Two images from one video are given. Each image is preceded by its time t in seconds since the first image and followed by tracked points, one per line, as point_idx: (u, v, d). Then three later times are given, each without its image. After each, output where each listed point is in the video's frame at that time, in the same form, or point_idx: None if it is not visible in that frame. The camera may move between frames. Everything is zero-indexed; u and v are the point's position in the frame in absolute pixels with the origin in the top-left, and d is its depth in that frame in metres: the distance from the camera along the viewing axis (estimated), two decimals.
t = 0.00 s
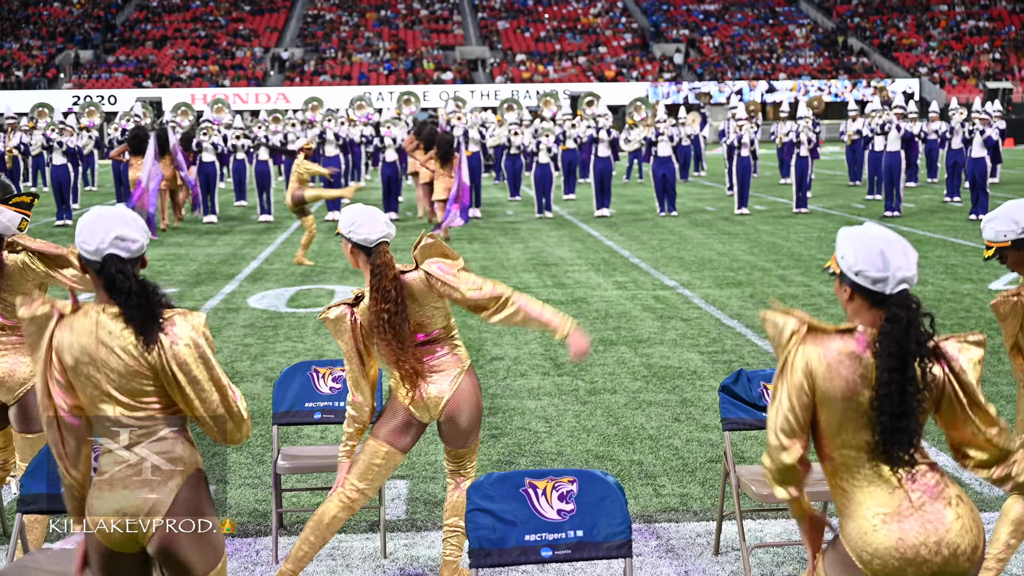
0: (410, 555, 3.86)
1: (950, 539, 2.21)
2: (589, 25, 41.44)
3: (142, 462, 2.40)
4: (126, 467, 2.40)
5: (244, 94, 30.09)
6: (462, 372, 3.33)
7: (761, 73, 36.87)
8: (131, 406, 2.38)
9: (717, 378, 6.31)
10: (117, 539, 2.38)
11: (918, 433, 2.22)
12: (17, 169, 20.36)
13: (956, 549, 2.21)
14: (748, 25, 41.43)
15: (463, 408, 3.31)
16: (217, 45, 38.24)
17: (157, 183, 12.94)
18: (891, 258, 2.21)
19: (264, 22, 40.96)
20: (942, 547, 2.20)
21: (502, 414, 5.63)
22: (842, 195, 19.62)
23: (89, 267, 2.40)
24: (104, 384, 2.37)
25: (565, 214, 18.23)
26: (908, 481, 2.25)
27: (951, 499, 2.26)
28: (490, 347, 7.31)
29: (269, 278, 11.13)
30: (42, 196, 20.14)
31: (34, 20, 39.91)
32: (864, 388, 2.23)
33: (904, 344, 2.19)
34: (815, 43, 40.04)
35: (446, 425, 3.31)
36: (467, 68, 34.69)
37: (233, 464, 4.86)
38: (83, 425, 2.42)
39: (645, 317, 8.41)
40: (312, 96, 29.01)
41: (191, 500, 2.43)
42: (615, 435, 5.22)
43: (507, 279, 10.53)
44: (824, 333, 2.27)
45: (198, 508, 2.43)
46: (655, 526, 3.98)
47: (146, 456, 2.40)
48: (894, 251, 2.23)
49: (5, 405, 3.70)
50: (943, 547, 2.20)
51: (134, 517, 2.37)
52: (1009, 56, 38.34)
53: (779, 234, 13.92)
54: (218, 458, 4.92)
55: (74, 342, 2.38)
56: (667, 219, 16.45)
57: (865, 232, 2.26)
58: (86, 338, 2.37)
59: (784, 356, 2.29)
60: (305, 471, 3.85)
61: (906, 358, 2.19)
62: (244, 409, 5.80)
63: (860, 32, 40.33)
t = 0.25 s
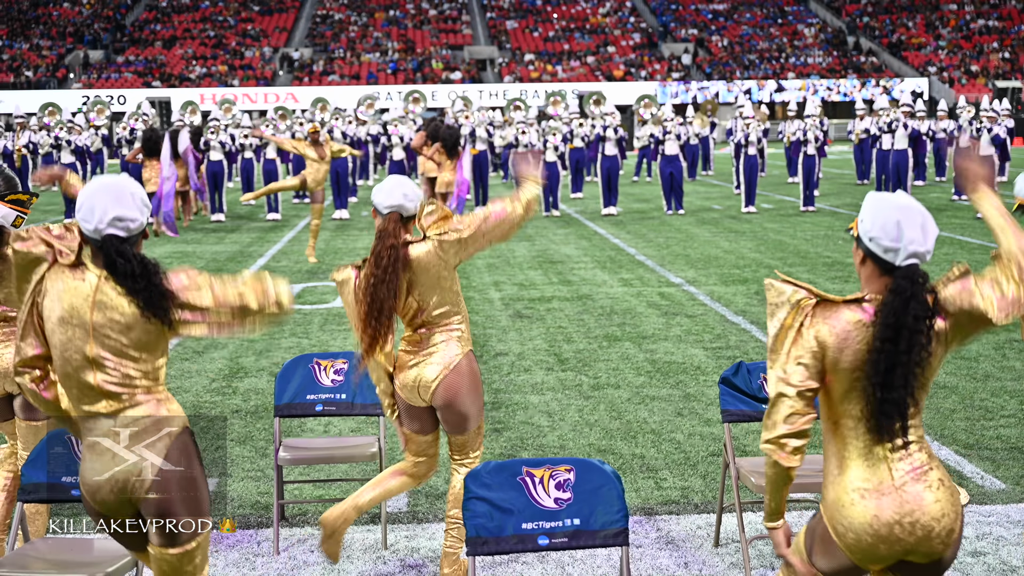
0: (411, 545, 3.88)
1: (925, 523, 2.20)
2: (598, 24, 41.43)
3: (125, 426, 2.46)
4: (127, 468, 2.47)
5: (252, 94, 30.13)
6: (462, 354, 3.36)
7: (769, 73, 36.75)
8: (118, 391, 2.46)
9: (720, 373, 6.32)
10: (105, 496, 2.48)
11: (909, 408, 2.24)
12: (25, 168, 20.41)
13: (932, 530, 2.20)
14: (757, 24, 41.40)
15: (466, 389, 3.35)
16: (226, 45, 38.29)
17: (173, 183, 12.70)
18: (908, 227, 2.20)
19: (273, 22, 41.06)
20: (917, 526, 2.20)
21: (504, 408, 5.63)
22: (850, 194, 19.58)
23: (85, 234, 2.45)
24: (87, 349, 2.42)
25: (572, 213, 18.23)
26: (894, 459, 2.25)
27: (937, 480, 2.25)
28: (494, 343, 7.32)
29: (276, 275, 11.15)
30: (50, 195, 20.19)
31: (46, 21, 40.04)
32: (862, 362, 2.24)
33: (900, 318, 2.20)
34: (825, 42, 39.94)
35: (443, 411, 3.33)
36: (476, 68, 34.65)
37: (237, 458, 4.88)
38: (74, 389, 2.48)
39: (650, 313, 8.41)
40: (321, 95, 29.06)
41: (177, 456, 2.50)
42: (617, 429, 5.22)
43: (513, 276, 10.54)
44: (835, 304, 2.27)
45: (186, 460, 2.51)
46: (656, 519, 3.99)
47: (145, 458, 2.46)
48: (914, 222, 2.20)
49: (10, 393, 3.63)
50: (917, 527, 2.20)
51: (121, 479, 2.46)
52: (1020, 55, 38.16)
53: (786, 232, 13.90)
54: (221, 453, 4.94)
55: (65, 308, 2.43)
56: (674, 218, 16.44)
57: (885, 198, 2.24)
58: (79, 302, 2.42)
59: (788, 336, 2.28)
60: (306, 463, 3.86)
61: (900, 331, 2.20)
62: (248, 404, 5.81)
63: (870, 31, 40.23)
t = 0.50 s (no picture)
0: (408, 537, 3.86)
1: (929, 492, 2.18)
2: (602, 23, 41.50)
3: (112, 393, 2.46)
4: (128, 464, 2.45)
5: (257, 93, 30.20)
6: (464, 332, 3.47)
7: (774, 72, 36.74)
8: (106, 359, 2.45)
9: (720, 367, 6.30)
10: (86, 465, 2.45)
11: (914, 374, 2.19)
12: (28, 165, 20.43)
13: (932, 501, 2.18)
14: (762, 23, 41.43)
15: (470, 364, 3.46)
16: (231, 44, 38.39)
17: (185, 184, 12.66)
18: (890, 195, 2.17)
19: (278, 21, 41.18)
20: (918, 495, 2.17)
21: (504, 402, 5.63)
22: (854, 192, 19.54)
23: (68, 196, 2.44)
24: (77, 314, 2.42)
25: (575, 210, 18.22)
26: (896, 427, 2.21)
27: (941, 449, 2.23)
28: (495, 337, 7.32)
29: (278, 271, 11.16)
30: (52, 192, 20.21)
31: (52, 20, 40.20)
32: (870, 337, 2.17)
33: (895, 289, 2.14)
34: (830, 41, 39.94)
35: (451, 387, 3.45)
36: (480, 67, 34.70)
37: (235, 451, 4.87)
38: (65, 354, 2.48)
39: (651, 309, 8.40)
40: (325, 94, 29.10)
41: (162, 441, 2.49)
42: (616, 422, 5.21)
43: (515, 273, 10.53)
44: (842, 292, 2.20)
45: (176, 453, 2.51)
46: (653, 511, 3.97)
47: (145, 457, 2.45)
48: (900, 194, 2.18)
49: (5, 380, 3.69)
50: (920, 494, 2.17)
51: (105, 448, 2.44)
52: None
53: (789, 230, 13.88)
54: (220, 447, 4.93)
55: (47, 280, 2.43)
56: (677, 215, 16.43)
57: (871, 166, 2.22)
58: (63, 271, 2.41)
59: (814, 340, 2.13)
60: (303, 454, 3.86)
61: (896, 302, 2.13)
62: (247, 398, 5.81)
63: (875, 30, 40.23)
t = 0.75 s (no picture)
0: (404, 530, 3.85)
1: (922, 476, 2.16)
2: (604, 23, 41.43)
3: (103, 379, 2.44)
4: (130, 466, 2.44)
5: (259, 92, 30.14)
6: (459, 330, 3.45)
7: (777, 72, 36.61)
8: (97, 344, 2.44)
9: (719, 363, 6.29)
10: (84, 460, 2.47)
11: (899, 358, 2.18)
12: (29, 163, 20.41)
13: (923, 483, 2.16)
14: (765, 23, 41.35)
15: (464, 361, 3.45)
16: (232, 43, 38.31)
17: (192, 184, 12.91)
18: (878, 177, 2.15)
19: (280, 20, 41.13)
20: (909, 477, 2.16)
21: (502, 397, 5.61)
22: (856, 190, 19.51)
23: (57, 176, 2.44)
24: (66, 298, 2.41)
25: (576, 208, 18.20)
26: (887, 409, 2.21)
27: (935, 435, 2.21)
28: (494, 333, 7.30)
29: (277, 268, 11.14)
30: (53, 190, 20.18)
31: (53, 18, 40.14)
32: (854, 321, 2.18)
33: (876, 269, 2.14)
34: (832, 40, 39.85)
35: (448, 381, 3.43)
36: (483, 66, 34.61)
37: (232, 445, 4.85)
38: (59, 340, 2.47)
39: (651, 305, 8.38)
40: (327, 92, 29.04)
41: (161, 441, 2.48)
42: (614, 417, 5.19)
43: (515, 269, 10.51)
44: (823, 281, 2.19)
45: (174, 454, 2.51)
46: (650, 505, 3.95)
47: (145, 458, 2.45)
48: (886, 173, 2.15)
49: None
50: (910, 476, 2.16)
51: (93, 432, 2.43)
52: None
53: (790, 227, 13.86)
54: (217, 442, 4.92)
55: (39, 260, 2.42)
56: (678, 213, 16.39)
57: (861, 146, 2.20)
58: (50, 254, 2.40)
59: (786, 319, 2.19)
60: (299, 444, 3.88)
61: (875, 279, 2.14)
62: (244, 393, 5.80)
63: (877, 30, 40.14)
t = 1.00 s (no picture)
0: (411, 522, 3.80)
1: (933, 466, 2.09)
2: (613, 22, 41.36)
3: (104, 374, 2.41)
4: (129, 464, 2.40)
5: (266, 91, 30.11)
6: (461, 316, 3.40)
7: (785, 70, 36.50)
8: (95, 337, 2.40)
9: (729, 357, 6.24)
10: (85, 457, 2.44)
11: (901, 338, 2.11)
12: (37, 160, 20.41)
13: (929, 473, 2.09)
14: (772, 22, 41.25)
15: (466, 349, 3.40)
16: (240, 43, 38.29)
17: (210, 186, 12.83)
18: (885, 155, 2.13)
19: (287, 20, 41.11)
20: (913, 467, 2.09)
21: (510, 391, 5.57)
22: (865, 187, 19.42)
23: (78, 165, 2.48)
24: (66, 289, 2.38)
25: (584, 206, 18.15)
26: (902, 393, 2.14)
27: (953, 424, 2.12)
28: (501, 328, 7.26)
29: (284, 264, 11.11)
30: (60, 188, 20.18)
31: (61, 18, 40.16)
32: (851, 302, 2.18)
33: (873, 249, 2.10)
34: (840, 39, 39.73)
35: (450, 368, 3.39)
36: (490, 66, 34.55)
37: (238, 438, 4.82)
38: (67, 332, 2.46)
39: (660, 300, 8.34)
40: (334, 91, 29.01)
41: (163, 442, 2.43)
42: (624, 411, 5.15)
43: (523, 266, 10.47)
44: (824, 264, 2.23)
45: (178, 453, 2.46)
46: (661, 498, 3.91)
47: (145, 458, 2.41)
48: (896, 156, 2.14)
49: None
50: (918, 465, 2.09)
51: (91, 433, 2.40)
52: None
53: (798, 225, 13.80)
54: (224, 434, 4.89)
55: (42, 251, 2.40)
56: (687, 211, 16.34)
57: (869, 126, 2.18)
58: (49, 245, 2.37)
59: (786, 294, 2.27)
60: (303, 435, 3.80)
61: (872, 261, 2.10)
62: (251, 386, 5.77)
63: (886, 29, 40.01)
